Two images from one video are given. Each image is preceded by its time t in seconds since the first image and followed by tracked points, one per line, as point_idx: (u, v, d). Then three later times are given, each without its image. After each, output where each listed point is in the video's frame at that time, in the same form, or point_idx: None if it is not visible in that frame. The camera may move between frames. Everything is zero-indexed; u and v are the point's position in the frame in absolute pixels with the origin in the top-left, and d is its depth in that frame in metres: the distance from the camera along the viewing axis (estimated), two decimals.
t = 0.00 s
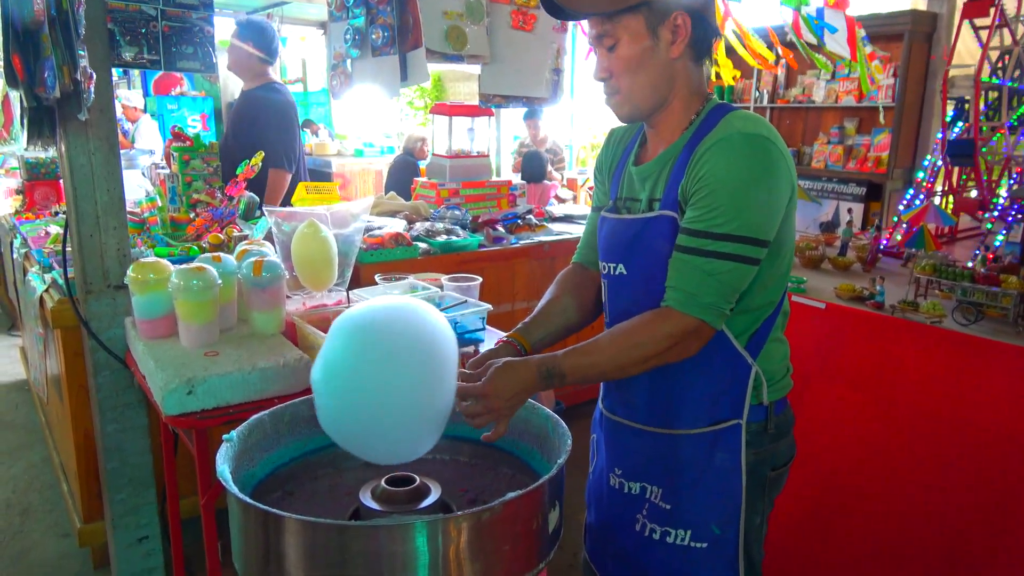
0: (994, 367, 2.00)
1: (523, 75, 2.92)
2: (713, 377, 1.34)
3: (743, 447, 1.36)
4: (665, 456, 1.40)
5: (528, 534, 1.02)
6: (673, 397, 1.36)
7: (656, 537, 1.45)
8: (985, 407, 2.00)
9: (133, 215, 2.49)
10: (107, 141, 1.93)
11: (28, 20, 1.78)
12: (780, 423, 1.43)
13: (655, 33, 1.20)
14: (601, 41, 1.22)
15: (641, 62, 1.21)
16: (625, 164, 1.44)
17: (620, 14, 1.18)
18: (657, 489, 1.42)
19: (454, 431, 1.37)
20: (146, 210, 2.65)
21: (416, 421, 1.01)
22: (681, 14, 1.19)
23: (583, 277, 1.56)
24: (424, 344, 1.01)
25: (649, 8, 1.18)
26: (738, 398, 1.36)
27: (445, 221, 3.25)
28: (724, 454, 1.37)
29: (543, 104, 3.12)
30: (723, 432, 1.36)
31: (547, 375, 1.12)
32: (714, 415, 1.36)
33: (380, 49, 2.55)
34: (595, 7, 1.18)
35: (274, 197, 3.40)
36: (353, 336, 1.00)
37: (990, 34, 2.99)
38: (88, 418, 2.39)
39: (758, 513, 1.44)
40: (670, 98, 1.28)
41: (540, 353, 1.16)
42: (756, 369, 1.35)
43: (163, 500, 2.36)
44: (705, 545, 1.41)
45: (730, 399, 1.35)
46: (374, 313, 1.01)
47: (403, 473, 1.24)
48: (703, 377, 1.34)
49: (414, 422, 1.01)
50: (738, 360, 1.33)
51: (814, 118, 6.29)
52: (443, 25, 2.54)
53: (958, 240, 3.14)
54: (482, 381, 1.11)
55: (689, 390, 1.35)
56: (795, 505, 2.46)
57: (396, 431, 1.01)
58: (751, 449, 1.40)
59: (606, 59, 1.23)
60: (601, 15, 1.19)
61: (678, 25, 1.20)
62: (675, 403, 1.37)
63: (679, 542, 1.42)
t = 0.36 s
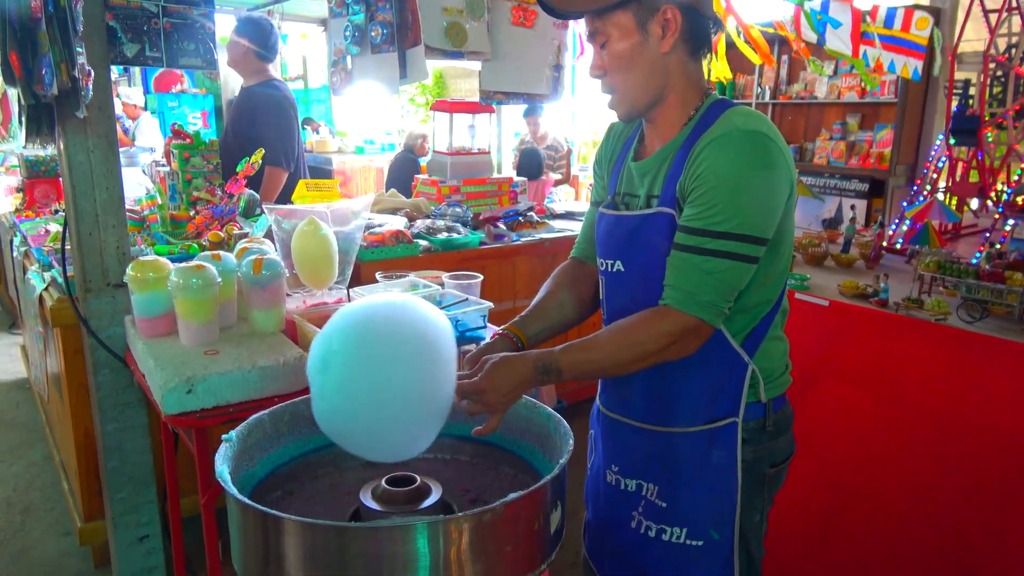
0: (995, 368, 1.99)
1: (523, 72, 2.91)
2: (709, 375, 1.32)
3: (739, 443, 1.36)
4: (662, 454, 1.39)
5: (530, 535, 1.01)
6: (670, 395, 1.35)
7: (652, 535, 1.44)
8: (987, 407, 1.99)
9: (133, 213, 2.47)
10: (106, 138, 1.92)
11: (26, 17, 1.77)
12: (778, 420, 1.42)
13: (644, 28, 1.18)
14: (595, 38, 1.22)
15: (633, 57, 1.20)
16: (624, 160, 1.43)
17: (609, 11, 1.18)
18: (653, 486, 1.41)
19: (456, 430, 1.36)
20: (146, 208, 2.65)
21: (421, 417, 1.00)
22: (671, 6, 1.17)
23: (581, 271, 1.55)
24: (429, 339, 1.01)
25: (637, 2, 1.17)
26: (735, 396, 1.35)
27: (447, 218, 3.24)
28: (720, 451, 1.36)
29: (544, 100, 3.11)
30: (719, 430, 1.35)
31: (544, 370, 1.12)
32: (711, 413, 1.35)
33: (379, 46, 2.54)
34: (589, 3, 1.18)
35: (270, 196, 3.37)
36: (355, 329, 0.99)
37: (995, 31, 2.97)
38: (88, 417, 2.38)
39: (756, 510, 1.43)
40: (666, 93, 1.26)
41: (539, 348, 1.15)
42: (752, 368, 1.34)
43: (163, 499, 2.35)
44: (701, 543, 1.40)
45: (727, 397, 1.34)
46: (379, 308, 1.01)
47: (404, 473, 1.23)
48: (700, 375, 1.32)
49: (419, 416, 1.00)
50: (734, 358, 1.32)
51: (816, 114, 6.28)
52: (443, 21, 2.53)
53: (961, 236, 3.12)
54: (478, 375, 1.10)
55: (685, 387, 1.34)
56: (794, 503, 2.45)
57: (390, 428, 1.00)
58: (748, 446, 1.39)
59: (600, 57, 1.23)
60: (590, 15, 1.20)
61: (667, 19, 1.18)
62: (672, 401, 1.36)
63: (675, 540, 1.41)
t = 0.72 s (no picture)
0: (991, 367, 2.00)
1: (524, 73, 2.90)
2: (701, 369, 1.32)
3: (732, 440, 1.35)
4: (657, 451, 1.38)
5: (532, 537, 1.00)
6: (666, 392, 1.35)
7: (642, 531, 1.44)
8: (988, 408, 1.98)
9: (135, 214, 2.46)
10: (107, 139, 1.92)
11: (27, 18, 1.77)
12: (769, 417, 1.42)
13: (628, 28, 1.20)
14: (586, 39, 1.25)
15: (620, 57, 1.23)
16: (618, 159, 1.43)
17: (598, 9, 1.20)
18: (645, 483, 1.41)
19: (455, 430, 1.36)
20: (148, 209, 2.64)
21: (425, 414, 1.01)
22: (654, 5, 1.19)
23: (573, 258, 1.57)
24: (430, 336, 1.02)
25: (621, 2, 1.19)
26: (727, 396, 1.34)
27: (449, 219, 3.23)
28: (710, 449, 1.35)
29: (546, 100, 3.10)
30: (711, 427, 1.34)
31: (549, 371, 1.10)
32: (703, 409, 1.34)
33: (382, 46, 2.55)
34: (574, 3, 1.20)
35: (277, 198, 3.38)
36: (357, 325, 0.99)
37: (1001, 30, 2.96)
38: (90, 419, 2.39)
39: (749, 508, 1.43)
40: (653, 91, 1.27)
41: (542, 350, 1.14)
42: (745, 366, 1.33)
43: (165, 500, 2.35)
44: (692, 540, 1.39)
45: (721, 394, 1.33)
46: (381, 304, 1.01)
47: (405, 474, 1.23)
48: (695, 373, 1.32)
49: (422, 415, 1.00)
50: (727, 356, 1.31)
51: (820, 113, 6.26)
52: (445, 21, 2.52)
53: (965, 236, 3.11)
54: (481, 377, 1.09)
55: (679, 385, 1.34)
56: (794, 501, 2.46)
57: (388, 430, 0.99)
58: (741, 444, 1.39)
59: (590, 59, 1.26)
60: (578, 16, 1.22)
61: (650, 18, 1.19)
62: (667, 399, 1.35)
63: (665, 537, 1.41)
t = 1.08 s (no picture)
0: (989, 366, 1.98)
1: (529, 73, 2.88)
2: (687, 359, 1.32)
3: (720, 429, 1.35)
4: (648, 445, 1.38)
5: (537, 541, 1.00)
6: (653, 382, 1.35)
7: (639, 522, 1.43)
8: (987, 409, 1.98)
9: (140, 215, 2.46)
10: (113, 141, 1.92)
11: (32, 20, 1.78)
12: (753, 409, 1.42)
13: (597, 38, 1.24)
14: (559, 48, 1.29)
15: (591, 65, 1.27)
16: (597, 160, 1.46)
17: (568, 22, 1.24)
18: (637, 475, 1.40)
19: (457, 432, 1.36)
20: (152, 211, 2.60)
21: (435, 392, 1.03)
22: (621, 15, 1.22)
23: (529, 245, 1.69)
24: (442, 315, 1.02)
25: (590, 13, 1.23)
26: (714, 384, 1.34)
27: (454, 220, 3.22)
28: (701, 437, 1.35)
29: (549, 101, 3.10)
30: (699, 416, 1.35)
31: (561, 358, 1.05)
32: (691, 400, 1.34)
33: (385, 47, 2.57)
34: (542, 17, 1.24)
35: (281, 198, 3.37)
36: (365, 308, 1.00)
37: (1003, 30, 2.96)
38: (95, 420, 2.39)
39: (738, 498, 1.44)
40: (622, 96, 1.31)
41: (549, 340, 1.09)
42: (727, 356, 1.33)
43: (170, 501, 2.35)
44: (686, 527, 1.39)
45: (708, 384, 1.33)
46: (390, 286, 1.01)
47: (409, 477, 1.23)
48: (682, 364, 1.32)
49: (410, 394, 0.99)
50: (708, 344, 1.31)
51: (824, 115, 6.26)
52: (449, 22, 2.52)
53: (972, 238, 3.11)
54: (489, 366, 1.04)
55: (667, 377, 1.33)
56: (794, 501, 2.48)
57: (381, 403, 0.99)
58: (727, 435, 1.39)
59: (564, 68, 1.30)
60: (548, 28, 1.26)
61: (618, 27, 1.23)
62: (653, 392, 1.35)
63: (661, 526, 1.41)
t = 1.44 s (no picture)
0: (990, 368, 1.98)
1: (532, 75, 2.88)
2: (679, 354, 1.32)
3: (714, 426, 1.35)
4: (647, 442, 1.38)
5: (541, 543, 0.99)
6: (648, 378, 1.35)
7: (637, 519, 1.42)
8: (990, 412, 1.97)
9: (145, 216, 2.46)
10: (117, 142, 1.92)
11: (37, 21, 1.79)
12: (749, 407, 1.42)
13: (587, 44, 1.24)
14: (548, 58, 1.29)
15: (582, 71, 1.27)
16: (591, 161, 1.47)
17: (556, 31, 1.24)
18: (634, 472, 1.40)
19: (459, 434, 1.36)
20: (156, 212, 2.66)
21: (426, 409, 1.03)
22: (611, 21, 1.23)
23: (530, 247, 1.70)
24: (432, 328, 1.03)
25: (579, 21, 1.23)
26: (705, 376, 1.33)
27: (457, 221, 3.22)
28: (696, 434, 1.35)
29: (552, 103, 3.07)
30: (694, 412, 1.34)
31: (562, 344, 1.03)
32: (686, 396, 1.34)
33: (387, 48, 2.57)
34: (530, 27, 1.25)
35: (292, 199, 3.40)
36: (360, 319, 0.98)
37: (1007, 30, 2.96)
38: (99, 421, 2.40)
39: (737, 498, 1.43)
40: (613, 99, 1.31)
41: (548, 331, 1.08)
42: (721, 351, 1.33)
43: (173, 502, 2.35)
44: (685, 523, 1.39)
45: (700, 377, 1.33)
46: (386, 294, 1.00)
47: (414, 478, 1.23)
48: (677, 361, 1.32)
49: (401, 400, 0.99)
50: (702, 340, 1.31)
51: (828, 116, 6.24)
52: (454, 24, 2.51)
53: (976, 239, 3.11)
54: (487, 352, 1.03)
55: (661, 373, 1.34)
56: (798, 502, 2.48)
57: (372, 410, 0.99)
58: (725, 434, 1.39)
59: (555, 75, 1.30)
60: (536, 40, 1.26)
61: (607, 33, 1.23)
62: (648, 388, 1.35)
63: (660, 523, 1.40)
